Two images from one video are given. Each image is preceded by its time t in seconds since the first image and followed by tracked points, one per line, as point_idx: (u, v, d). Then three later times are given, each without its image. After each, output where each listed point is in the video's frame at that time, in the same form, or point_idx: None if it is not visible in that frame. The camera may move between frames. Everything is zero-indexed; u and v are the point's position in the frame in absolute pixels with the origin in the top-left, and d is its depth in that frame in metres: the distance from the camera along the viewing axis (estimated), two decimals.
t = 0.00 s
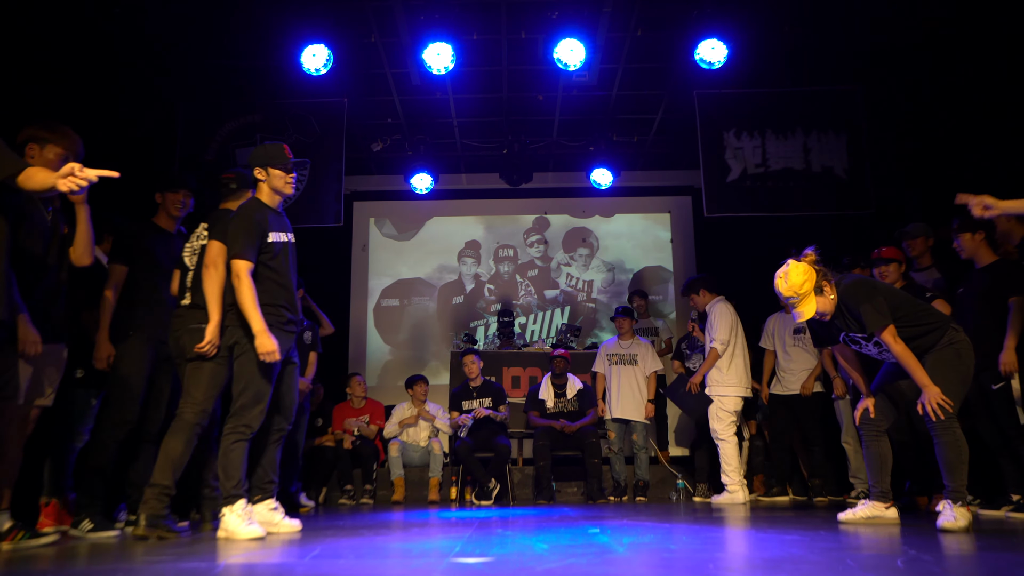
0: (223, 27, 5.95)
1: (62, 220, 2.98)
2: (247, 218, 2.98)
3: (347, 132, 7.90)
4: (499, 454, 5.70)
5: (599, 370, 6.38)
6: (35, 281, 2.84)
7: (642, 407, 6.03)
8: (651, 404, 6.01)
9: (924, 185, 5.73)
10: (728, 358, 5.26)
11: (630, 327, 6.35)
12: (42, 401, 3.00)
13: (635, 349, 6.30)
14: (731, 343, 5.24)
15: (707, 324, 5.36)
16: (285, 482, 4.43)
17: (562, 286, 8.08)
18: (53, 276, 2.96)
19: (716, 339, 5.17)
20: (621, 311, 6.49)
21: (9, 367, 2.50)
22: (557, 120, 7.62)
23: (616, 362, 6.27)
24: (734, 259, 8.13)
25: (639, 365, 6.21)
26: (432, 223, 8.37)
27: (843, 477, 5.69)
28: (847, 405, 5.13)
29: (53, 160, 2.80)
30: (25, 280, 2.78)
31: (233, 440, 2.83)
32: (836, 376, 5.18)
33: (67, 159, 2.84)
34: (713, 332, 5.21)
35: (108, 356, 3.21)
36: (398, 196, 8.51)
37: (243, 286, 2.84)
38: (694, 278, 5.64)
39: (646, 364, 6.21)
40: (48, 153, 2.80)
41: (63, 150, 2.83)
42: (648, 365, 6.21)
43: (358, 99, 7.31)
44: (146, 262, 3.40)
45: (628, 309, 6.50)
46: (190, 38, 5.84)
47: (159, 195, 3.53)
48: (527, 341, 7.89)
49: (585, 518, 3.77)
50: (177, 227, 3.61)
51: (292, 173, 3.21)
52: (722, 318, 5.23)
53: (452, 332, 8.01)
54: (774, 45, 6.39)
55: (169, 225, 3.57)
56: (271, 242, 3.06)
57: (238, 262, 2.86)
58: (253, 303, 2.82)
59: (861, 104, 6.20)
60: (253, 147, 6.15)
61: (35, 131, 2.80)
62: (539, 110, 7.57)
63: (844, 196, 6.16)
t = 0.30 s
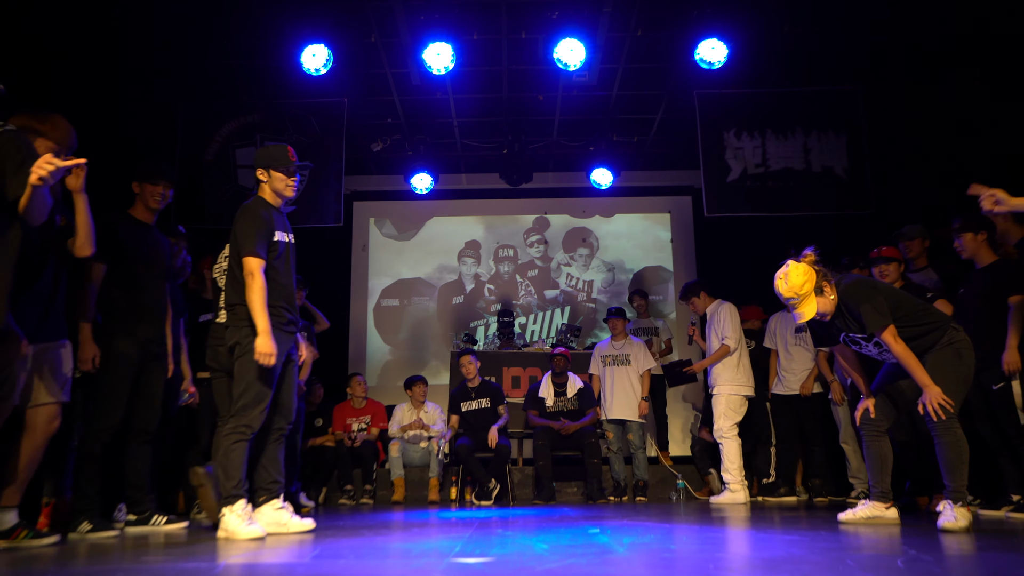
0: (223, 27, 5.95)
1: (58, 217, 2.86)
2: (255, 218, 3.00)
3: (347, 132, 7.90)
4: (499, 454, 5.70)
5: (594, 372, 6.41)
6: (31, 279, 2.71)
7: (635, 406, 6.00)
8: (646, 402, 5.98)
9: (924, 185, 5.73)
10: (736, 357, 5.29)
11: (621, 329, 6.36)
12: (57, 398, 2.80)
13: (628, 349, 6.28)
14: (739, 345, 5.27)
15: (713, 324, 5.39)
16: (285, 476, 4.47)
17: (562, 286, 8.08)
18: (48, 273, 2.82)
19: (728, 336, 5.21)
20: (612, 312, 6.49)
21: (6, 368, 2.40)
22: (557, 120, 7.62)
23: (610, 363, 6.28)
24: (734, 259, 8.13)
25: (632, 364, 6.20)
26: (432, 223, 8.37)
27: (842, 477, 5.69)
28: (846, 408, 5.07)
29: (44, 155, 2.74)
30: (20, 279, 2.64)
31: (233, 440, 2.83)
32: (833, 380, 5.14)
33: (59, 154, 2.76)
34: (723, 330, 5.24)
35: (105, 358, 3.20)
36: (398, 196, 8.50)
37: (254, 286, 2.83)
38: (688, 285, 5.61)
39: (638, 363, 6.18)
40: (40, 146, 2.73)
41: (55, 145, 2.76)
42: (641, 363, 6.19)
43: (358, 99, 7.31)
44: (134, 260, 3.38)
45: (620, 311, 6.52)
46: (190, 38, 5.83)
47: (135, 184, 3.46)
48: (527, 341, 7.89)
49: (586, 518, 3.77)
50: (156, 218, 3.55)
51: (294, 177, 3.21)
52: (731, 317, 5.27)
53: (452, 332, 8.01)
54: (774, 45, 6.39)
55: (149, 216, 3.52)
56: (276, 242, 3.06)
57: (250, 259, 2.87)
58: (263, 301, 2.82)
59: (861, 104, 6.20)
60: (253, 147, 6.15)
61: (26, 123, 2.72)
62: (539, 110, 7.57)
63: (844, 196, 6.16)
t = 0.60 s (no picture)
0: (224, 27, 5.95)
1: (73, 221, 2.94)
2: (259, 219, 3.02)
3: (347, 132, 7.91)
4: (499, 454, 5.71)
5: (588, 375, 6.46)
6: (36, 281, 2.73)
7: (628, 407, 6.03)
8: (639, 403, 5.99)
9: (924, 185, 5.73)
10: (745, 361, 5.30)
11: (615, 331, 6.40)
12: (68, 397, 2.80)
13: (622, 351, 6.35)
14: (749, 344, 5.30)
15: (718, 325, 5.40)
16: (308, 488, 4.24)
17: (562, 286, 8.08)
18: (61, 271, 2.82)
19: (738, 337, 5.22)
20: (609, 313, 6.50)
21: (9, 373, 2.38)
22: (557, 120, 7.62)
23: (605, 366, 6.35)
24: (734, 259, 8.13)
25: (627, 365, 6.26)
26: (432, 223, 8.37)
27: (842, 476, 5.70)
28: (844, 411, 5.04)
29: (47, 154, 2.74)
30: (17, 278, 2.67)
31: (237, 440, 2.83)
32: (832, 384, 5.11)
33: (63, 153, 2.78)
34: (733, 330, 5.26)
35: (105, 358, 3.19)
36: (398, 196, 8.51)
37: (268, 281, 2.86)
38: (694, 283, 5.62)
39: (632, 364, 6.25)
40: (42, 145, 2.73)
41: (57, 143, 2.76)
42: (635, 365, 6.25)
43: (359, 99, 7.31)
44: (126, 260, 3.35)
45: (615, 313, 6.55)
46: (190, 38, 5.83)
47: (123, 176, 3.42)
48: (527, 341, 7.89)
49: (586, 518, 3.77)
50: (141, 212, 3.51)
51: (313, 192, 3.24)
52: (740, 319, 5.29)
53: (452, 332, 8.01)
54: (774, 46, 6.40)
55: (134, 211, 3.47)
56: (283, 245, 3.08)
57: (257, 258, 2.89)
58: (283, 293, 2.85)
59: (861, 104, 6.21)
60: (253, 147, 6.15)
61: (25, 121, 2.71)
62: (539, 110, 7.57)
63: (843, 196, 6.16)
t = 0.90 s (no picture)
0: (223, 27, 5.95)
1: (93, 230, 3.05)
2: (277, 222, 3.04)
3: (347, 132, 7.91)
4: (499, 454, 5.71)
5: (586, 376, 6.48)
6: (49, 282, 2.79)
7: (626, 407, 6.11)
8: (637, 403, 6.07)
9: (924, 185, 5.73)
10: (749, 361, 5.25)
11: (611, 331, 6.40)
12: (74, 399, 2.79)
13: (619, 351, 6.38)
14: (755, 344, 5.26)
15: (724, 323, 5.35)
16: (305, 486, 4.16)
17: (562, 286, 8.08)
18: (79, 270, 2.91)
19: (746, 337, 5.18)
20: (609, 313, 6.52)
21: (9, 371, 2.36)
22: (557, 120, 7.62)
23: (603, 367, 6.38)
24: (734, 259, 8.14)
25: (624, 365, 6.30)
26: (432, 223, 8.37)
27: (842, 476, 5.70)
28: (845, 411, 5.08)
29: (66, 155, 2.87)
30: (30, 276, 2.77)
31: (246, 436, 2.82)
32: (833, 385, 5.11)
33: (81, 152, 2.91)
34: (741, 330, 5.22)
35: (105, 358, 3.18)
36: (398, 196, 8.51)
37: (265, 279, 2.86)
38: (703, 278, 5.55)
39: (629, 364, 6.29)
40: (61, 148, 2.87)
41: (73, 143, 2.88)
42: (631, 365, 6.29)
43: (359, 99, 7.31)
44: (121, 260, 3.32)
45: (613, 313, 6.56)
46: (189, 38, 5.83)
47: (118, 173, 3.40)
48: (527, 341, 7.89)
49: (586, 518, 3.77)
50: (134, 209, 3.50)
51: (335, 214, 3.32)
52: (748, 319, 5.25)
53: (452, 332, 8.01)
54: (774, 45, 6.40)
55: (128, 208, 3.47)
56: (294, 251, 3.09)
57: (264, 254, 2.91)
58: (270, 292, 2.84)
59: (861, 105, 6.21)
60: (253, 147, 6.15)
61: (44, 129, 2.85)
62: (539, 110, 7.57)
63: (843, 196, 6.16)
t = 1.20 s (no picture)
0: (224, 27, 5.95)
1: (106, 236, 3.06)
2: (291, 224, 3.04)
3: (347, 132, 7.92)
4: (499, 454, 5.71)
5: (585, 376, 6.47)
6: (57, 282, 2.79)
7: (626, 406, 6.12)
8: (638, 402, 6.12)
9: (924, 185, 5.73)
10: (754, 360, 5.23)
11: (610, 330, 6.45)
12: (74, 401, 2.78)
13: (618, 350, 6.40)
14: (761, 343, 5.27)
15: (731, 320, 5.33)
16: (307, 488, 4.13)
17: (562, 286, 8.08)
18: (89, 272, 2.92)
19: (753, 334, 5.18)
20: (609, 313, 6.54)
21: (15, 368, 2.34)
22: (557, 120, 7.62)
23: (602, 366, 6.38)
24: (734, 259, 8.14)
25: (623, 365, 6.31)
26: (432, 223, 8.37)
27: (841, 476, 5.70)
28: (845, 412, 5.11)
29: (87, 162, 2.93)
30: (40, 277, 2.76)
31: (270, 434, 2.87)
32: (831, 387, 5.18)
33: (102, 159, 2.96)
34: (748, 327, 5.21)
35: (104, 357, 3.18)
36: (398, 196, 8.50)
37: (278, 279, 2.85)
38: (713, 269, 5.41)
39: (628, 363, 6.31)
40: (82, 155, 2.93)
41: (94, 151, 2.95)
42: (631, 365, 6.31)
43: (359, 99, 7.32)
44: (125, 261, 3.32)
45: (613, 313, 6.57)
46: (190, 38, 5.83)
47: (136, 177, 3.46)
48: (527, 341, 7.88)
49: (585, 518, 3.78)
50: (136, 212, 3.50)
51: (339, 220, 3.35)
52: (756, 317, 5.24)
53: (452, 331, 8.01)
54: (774, 45, 6.40)
55: (134, 210, 3.48)
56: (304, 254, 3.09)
57: (277, 255, 2.90)
58: (282, 294, 2.83)
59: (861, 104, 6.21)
60: (253, 147, 6.16)
61: (66, 136, 2.92)
62: (539, 110, 7.57)
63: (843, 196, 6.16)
